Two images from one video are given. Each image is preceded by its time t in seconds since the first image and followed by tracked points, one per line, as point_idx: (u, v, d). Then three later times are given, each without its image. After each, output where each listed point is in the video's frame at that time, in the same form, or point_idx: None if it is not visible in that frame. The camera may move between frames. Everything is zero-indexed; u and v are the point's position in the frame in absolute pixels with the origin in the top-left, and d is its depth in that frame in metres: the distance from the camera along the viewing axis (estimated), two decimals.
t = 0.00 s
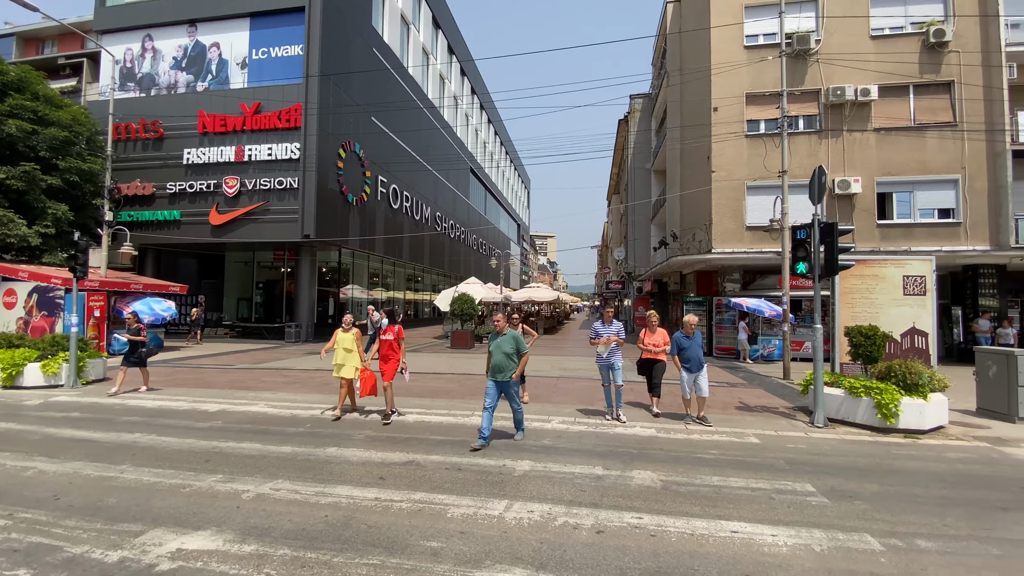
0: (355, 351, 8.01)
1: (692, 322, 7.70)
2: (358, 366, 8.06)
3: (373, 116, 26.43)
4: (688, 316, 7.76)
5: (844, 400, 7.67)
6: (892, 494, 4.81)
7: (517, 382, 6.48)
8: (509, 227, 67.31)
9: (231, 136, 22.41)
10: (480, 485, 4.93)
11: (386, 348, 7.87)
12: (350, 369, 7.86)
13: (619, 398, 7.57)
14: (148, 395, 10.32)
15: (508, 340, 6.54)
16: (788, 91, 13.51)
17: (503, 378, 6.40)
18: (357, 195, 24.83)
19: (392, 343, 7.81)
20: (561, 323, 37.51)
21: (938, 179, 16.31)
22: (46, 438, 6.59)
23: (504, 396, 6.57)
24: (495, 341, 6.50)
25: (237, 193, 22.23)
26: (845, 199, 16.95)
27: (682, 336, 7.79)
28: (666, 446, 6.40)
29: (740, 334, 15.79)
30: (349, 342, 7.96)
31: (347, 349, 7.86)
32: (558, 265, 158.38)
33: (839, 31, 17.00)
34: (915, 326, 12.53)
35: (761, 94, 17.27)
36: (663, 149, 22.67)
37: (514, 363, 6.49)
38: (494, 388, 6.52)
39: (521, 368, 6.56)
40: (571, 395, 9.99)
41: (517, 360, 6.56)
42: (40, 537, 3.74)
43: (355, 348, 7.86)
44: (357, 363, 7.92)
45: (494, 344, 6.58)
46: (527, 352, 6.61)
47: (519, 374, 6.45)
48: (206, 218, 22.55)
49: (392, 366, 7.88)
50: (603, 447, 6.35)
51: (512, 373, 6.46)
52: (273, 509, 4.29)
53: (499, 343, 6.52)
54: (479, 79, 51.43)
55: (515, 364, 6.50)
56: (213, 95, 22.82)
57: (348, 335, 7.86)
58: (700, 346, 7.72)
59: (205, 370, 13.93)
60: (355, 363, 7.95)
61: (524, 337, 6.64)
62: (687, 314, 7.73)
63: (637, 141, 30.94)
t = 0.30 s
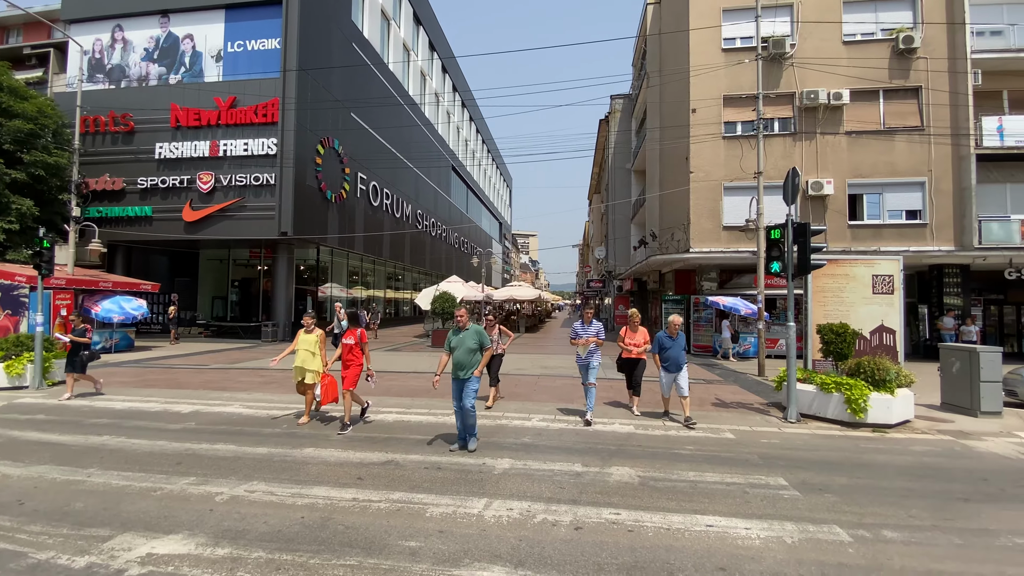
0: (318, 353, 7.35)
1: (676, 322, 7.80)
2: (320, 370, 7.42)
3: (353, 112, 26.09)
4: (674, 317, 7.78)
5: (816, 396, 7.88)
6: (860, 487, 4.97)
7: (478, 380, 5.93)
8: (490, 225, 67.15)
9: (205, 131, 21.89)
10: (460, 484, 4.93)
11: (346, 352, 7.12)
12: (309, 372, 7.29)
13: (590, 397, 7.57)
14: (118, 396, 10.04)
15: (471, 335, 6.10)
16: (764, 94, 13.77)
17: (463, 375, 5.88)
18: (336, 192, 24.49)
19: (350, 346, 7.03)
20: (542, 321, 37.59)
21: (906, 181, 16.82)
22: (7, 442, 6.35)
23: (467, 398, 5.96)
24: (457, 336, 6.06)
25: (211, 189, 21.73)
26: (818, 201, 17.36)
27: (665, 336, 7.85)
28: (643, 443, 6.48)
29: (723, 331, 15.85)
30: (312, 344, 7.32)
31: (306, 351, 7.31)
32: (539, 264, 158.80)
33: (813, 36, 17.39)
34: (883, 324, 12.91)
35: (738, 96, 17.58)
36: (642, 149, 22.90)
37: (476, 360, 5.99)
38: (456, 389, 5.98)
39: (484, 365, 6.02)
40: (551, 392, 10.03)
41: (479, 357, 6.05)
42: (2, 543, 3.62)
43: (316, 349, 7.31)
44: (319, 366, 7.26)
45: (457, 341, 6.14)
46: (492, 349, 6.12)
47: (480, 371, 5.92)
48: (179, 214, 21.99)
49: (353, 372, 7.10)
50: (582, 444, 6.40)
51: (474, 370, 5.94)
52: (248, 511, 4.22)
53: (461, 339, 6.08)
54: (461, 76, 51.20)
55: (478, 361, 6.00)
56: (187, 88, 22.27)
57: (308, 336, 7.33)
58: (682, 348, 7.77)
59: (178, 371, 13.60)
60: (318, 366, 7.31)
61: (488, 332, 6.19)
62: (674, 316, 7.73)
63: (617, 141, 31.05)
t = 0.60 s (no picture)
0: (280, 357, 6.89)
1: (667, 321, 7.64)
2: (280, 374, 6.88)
3: (334, 108, 25.77)
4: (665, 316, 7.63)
5: (792, 392, 8.04)
6: (834, 480, 5.09)
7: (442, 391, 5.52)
8: (474, 223, 66.98)
9: (181, 125, 21.41)
10: (442, 482, 4.92)
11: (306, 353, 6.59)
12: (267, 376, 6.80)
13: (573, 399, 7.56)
14: (91, 396, 9.80)
15: (438, 341, 5.64)
16: (743, 95, 13.98)
17: (425, 385, 5.48)
18: (317, 189, 24.17)
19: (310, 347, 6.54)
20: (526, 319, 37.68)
21: (880, 183, 17.24)
22: None
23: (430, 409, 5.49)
24: (422, 342, 5.66)
25: (187, 185, 21.27)
26: (796, 201, 17.69)
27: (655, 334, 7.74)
28: (624, 439, 6.55)
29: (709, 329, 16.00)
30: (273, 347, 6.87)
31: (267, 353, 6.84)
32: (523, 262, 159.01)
33: (792, 39, 17.70)
34: (857, 321, 13.21)
35: (719, 97, 17.83)
36: (625, 148, 23.06)
37: (442, 368, 5.57)
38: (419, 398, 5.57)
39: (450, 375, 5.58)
40: (534, 390, 10.07)
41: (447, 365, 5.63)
42: None
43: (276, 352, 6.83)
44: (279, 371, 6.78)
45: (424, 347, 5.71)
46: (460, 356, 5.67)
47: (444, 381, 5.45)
48: (154, 210, 21.47)
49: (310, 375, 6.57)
50: (565, 441, 6.44)
51: (438, 379, 5.51)
52: (225, 513, 4.16)
53: (428, 344, 5.65)
54: (444, 73, 50.91)
55: (444, 369, 5.57)
56: (162, 80, 21.75)
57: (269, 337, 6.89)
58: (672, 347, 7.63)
59: (153, 371, 13.31)
60: (278, 371, 6.84)
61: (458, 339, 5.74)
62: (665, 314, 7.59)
63: (600, 141, 31.10)
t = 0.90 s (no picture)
0: (234, 357, 6.30)
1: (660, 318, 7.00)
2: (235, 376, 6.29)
3: (318, 103, 25.44)
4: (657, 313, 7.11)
5: (774, 388, 8.17)
6: (814, 475, 5.18)
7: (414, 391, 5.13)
8: (461, 220, 66.83)
9: (160, 119, 20.98)
10: (428, 481, 4.90)
11: (261, 354, 6.09)
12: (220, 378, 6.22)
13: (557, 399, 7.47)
14: (68, 396, 9.58)
15: (406, 337, 5.20)
16: (727, 95, 14.14)
17: (396, 386, 5.05)
18: (301, 185, 23.87)
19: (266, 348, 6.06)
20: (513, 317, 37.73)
21: (859, 183, 17.57)
22: None
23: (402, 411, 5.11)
24: (389, 339, 5.18)
25: (167, 180, 20.86)
26: (778, 201, 17.95)
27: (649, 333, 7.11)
28: (610, 436, 6.59)
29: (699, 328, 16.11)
30: (228, 346, 6.24)
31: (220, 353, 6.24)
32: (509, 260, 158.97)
33: (774, 41, 17.93)
34: (837, 318, 13.45)
35: (704, 97, 18.00)
36: (611, 147, 23.18)
37: (412, 366, 5.14)
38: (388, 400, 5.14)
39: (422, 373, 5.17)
40: (521, 388, 10.09)
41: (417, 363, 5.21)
42: None
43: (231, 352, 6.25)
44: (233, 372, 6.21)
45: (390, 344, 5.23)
46: (432, 353, 5.26)
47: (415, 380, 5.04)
48: (132, 206, 21.02)
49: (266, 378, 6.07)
50: (551, 438, 6.46)
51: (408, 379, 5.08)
52: (205, 514, 4.09)
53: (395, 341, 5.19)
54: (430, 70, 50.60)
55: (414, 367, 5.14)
56: (141, 73, 21.29)
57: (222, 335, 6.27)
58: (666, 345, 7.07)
59: (133, 370, 13.05)
60: (232, 372, 6.24)
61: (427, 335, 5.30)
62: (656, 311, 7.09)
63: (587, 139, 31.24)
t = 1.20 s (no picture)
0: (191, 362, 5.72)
1: (655, 317, 6.68)
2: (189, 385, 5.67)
3: (306, 99, 25.18)
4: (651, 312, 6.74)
5: (760, 384, 8.27)
6: (799, 469, 5.26)
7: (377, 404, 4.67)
8: (450, 218, 66.56)
9: (144, 114, 20.63)
10: (417, 478, 4.90)
11: (219, 360, 5.62)
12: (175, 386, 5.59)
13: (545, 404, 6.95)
14: (49, 395, 9.41)
15: (366, 344, 4.71)
16: (715, 95, 14.23)
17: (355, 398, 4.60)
18: (288, 181, 23.63)
19: (223, 353, 5.61)
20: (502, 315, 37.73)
21: (844, 182, 17.81)
22: None
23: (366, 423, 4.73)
24: (347, 347, 4.70)
25: (151, 176, 20.54)
26: (764, 200, 18.12)
27: (643, 334, 6.77)
28: (599, 433, 6.63)
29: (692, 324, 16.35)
30: (185, 350, 5.68)
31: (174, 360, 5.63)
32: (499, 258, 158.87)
33: (762, 41, 18.09)
34: (821, 316, 13.66)
35: (692, 96, 18.12)
36: (600, 146, 23.23)
37: (374, 376, 4.67)
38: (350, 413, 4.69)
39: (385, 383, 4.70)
40: (510, 386, 10.10)
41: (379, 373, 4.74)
42: None
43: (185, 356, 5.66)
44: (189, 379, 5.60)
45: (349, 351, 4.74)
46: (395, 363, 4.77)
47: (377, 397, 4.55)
48: (115, 202, 20.65)
49: (225, 386, 5.58)
50: (540, 435, 6.49)
51: (369, 392, 4.62)
52: (190, 514, 4.05)
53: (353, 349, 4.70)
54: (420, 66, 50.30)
55: (376, 377, 4.67)
56: (124, 67, 20.91)
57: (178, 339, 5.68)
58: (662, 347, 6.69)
59: (116, 369, 12.84)
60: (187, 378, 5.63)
61: (391, 341, 4.81)
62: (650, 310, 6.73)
63: (576, 138, 31.30)
